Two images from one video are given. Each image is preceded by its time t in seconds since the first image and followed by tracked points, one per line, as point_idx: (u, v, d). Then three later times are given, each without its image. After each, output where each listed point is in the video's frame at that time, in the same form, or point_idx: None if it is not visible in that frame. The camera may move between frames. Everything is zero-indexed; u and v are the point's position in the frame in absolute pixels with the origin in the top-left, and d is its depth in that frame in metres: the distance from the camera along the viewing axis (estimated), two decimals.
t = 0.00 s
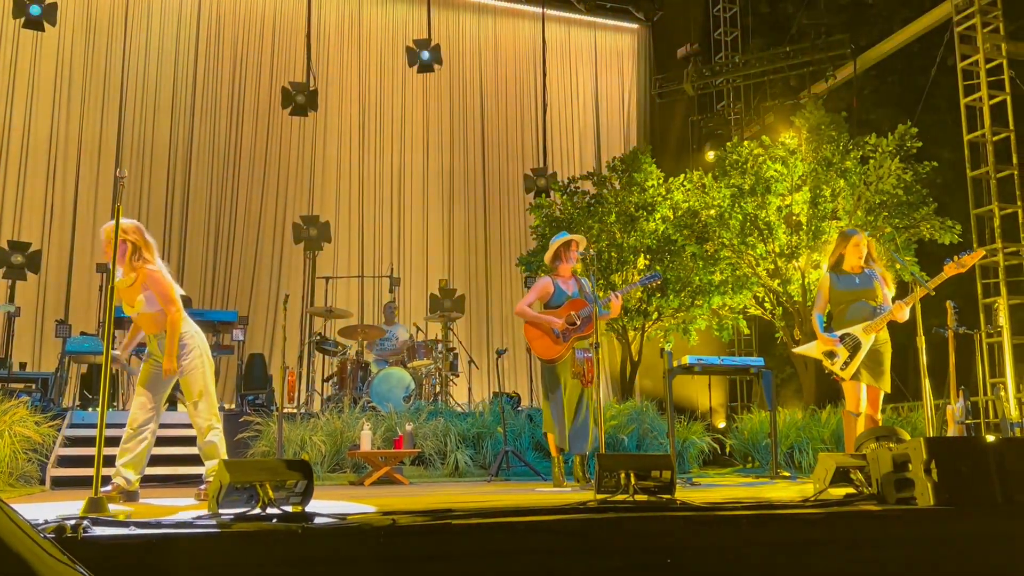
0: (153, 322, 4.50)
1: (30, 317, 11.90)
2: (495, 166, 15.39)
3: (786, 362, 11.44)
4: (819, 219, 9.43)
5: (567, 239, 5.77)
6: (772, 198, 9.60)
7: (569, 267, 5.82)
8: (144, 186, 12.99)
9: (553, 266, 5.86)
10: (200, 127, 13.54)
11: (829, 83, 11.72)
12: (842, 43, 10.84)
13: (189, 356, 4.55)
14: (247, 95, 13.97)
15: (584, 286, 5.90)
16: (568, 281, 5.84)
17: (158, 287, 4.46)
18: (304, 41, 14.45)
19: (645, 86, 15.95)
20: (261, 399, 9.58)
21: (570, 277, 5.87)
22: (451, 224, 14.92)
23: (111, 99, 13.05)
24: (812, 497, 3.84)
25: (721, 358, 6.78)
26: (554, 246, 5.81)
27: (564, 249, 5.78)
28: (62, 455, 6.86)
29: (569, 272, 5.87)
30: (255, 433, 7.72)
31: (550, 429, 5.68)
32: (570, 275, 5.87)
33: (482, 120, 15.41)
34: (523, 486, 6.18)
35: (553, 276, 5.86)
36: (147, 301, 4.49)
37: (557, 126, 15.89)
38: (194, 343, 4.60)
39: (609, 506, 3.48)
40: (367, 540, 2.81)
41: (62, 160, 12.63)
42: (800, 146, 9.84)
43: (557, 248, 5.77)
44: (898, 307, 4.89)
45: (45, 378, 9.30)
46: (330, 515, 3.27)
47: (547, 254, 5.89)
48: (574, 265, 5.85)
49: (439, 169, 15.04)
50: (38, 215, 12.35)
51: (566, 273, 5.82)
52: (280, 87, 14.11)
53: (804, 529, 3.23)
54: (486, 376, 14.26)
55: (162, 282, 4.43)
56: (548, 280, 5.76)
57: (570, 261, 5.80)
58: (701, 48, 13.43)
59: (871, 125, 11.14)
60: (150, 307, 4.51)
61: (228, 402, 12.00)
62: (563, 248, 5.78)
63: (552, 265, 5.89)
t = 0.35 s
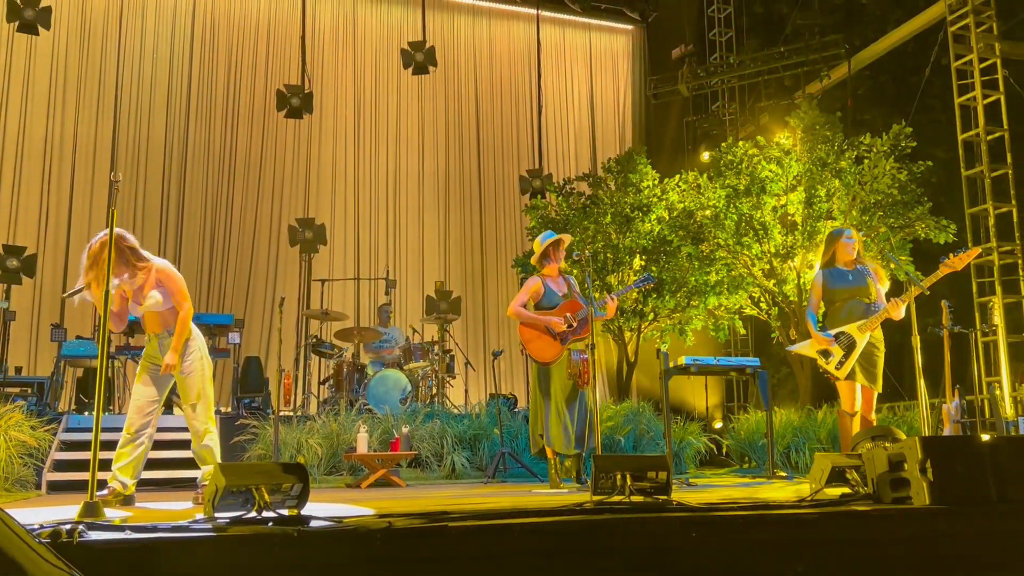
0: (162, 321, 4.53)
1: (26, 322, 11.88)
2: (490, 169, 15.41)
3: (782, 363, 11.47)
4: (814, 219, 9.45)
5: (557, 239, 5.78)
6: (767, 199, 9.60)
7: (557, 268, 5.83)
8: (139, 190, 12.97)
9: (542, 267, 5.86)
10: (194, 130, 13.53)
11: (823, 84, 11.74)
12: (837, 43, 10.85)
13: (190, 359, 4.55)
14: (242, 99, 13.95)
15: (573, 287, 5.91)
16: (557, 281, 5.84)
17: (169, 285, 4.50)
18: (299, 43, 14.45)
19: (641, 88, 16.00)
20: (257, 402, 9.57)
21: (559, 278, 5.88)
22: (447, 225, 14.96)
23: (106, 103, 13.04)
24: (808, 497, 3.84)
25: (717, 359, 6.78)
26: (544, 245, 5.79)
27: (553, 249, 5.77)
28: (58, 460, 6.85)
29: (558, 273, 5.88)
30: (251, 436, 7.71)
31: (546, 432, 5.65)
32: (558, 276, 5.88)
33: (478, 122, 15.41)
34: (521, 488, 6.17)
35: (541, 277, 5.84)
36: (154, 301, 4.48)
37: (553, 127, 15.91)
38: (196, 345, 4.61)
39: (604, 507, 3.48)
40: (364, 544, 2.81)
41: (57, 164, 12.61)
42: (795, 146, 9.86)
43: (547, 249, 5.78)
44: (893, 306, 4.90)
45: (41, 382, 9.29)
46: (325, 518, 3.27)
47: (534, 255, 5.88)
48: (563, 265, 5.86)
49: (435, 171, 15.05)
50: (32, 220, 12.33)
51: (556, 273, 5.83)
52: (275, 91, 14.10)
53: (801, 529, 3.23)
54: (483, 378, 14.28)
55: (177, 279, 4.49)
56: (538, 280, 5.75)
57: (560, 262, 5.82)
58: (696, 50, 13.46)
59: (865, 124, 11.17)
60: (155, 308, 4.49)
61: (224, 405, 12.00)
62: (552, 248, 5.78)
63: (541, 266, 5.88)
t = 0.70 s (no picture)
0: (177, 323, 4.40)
1: (23, 326, 11.88)
2: (488, 171, 15.41)
3: (780, 362, 11.49)
4: (812, 219, 9.46)
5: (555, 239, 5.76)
6: (765, 200, 9.59)
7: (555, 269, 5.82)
8: (136, 194, 12.97)
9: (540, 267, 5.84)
10: (191, 134, 13.53)
11: (820, 84, 11.74)
12: (834, 43, 10.86)
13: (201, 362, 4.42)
14: (238, 102, 13.95)
15: (571, 287, 5.91)
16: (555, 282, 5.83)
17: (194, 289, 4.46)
18: (296, 46, 14.46)
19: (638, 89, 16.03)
20: (255, 405, 9.57)
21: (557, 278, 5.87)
22: (444, 227, 14.97)
23: (103, 108, 13.04)
24: (806, 497, 3.83)
25: (715, 360, 6.78)
26: (542, 246, 5.76)
27: (551, 250, 5.74)
28: (56, 464, 6.84)
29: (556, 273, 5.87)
30: (249, 440, 7.72)
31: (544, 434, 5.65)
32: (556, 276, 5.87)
33: (475, 124, 15.42)
34: (519, 490, 6.17)
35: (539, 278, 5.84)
36: (173, 298, 4.37)
37: (550, 128, 15.91)
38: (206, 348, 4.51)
39: (602, 508, 3.47)
40: (361, 547, 2.80)
41: (54, 169, 12.61)
42: (793, 147, 9.86)
43: (545, 250, 5.76)
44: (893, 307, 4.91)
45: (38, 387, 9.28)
46: (322, 522, 3.26)
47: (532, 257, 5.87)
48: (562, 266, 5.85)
49: (432, 174, 15.05)
50: (29, 225, 12.31)
51: (554, 273, 5.82)
52: (271, 94, 14.10)
53: (799, 529, 3.22)
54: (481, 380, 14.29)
55: (204, 283, 4.47)
56: (536, 282, 5.74)
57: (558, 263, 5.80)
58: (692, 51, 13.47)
59: (862, 124, 11.18)
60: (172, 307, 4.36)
61: (222, 409, 12.00)
62: (550, 249, 5.76)
63: (539, 267, 5.86)
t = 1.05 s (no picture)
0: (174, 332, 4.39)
1: (23, 331, 11.89)
2: (486, 173, 15.42)
3: (780, 363, 11.49)
4: (811, 220, 9.47)
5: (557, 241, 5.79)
6: (763, 202, 9.57)
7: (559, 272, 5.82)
8: (136, 199, 12.99)
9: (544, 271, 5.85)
10: (190, 138, 13.53)
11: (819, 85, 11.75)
12: (832, 44, 10.86)
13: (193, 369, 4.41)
14: (237, 106, 13.96)
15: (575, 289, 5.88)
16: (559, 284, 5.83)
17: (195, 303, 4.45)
18: (295, 50, 14.47)
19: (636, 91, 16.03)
20: (254, 409, 9.57)
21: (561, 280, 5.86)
22: (443, 230, 14.98)
23: (102, 112, 13.04)
24: (806, 499, 3.81)
25: (715, 362, 6.77)
26: (544, 248, 5.79)
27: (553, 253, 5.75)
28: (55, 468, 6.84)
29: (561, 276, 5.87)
30: (249, 443, 7.72)
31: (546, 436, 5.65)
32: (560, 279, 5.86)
33: (474, 126, 15.43)
34: (518, 492, 6.17)
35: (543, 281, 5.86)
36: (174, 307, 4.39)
37: (549, 130, 15.92)
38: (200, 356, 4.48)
39: (601, 511, 3.46)
40: (359, 551, 2.80)
41: (52, 173, 12.62)
42: (791, 148, 9.85)
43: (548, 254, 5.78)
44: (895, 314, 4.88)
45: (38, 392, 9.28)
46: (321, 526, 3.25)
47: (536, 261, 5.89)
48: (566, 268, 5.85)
49: (431, 177, 15.06)
50: (28, 229, 12.32)
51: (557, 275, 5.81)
52: (270, 98, 14.10)
53: (799, 531, 3.21)
54: (481, 382, 14.30)
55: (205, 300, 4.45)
56: (539, 284, 5.75)
57: (561, 266, 5.80)
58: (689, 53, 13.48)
59: (861, 125, 11.18)
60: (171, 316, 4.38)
61: (222, 413, 12.00)
62: (553, 252, 5.77)
63: (544, 270, 5.87)
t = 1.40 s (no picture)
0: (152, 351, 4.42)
1: (23, 335, 11.90)
2: (486, 175, 15.43)
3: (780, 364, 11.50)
4: (811, 221, 9.53)
5: (556, 243, 5.79)
6: (764, 202, 9.64)
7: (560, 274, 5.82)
8: (136, 203, 13.00)
9: (546, 273, 5.85)
10: (189, 142, 13.54)
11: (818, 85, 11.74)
12: (831, 45, 10.85)
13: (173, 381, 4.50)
14: (236, 110, 13.96)
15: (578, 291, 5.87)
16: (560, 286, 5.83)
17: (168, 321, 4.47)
18: (294, 53, 14.47)
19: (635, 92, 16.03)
20: (255, 412, 9.57)
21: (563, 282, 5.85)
22: (443, 233, 14.99)
23: (101, 116, 13.05)
24: (808, 499, 3.80)
25: (715, 363, 6.75)
26: (544, 250, 5.80)
27: (554, 255, 5.76)
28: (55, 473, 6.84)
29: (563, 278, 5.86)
30: (249, 446, 7.73)
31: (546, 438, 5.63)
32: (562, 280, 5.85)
33: (473, 129, 15.44)
34: (518, 494, 6.17)
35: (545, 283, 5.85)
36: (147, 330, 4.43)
37: (548, 132, 15.92)
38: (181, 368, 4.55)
39: (602, 513, 3.45)
40: (359, 554, 2.80)
41: (52, 177, 12.63)
42: (791, 149, 9.85)
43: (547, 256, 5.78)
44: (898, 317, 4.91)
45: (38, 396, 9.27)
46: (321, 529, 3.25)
47: (537, 265, 5.91)
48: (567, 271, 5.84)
49: (431, 179, 15.07)
50: (27, 233, 12.32)
51: (559, 277, 5.81)
52: (269, 101, 14.09)
53: (800, 532, 3.21)
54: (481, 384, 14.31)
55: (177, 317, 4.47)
56: (541, 286, 5.75)
57: (563, 268, 5.80)
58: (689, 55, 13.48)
59: (860, 126, 11.18)
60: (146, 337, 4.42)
61: (222, 416, 12.01)
62: (554, 254, 5.77)
63: (546, 273, 5.87)
